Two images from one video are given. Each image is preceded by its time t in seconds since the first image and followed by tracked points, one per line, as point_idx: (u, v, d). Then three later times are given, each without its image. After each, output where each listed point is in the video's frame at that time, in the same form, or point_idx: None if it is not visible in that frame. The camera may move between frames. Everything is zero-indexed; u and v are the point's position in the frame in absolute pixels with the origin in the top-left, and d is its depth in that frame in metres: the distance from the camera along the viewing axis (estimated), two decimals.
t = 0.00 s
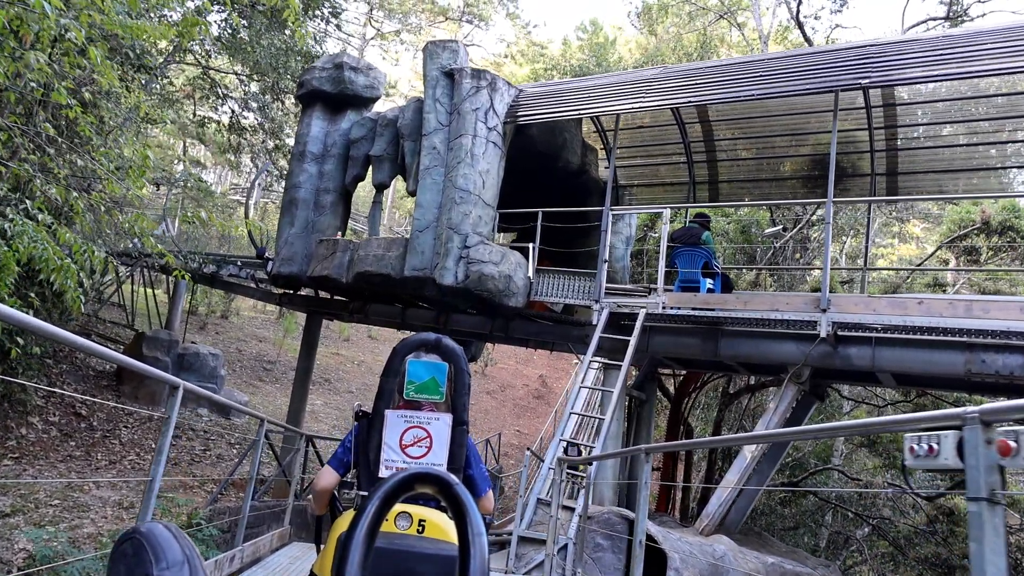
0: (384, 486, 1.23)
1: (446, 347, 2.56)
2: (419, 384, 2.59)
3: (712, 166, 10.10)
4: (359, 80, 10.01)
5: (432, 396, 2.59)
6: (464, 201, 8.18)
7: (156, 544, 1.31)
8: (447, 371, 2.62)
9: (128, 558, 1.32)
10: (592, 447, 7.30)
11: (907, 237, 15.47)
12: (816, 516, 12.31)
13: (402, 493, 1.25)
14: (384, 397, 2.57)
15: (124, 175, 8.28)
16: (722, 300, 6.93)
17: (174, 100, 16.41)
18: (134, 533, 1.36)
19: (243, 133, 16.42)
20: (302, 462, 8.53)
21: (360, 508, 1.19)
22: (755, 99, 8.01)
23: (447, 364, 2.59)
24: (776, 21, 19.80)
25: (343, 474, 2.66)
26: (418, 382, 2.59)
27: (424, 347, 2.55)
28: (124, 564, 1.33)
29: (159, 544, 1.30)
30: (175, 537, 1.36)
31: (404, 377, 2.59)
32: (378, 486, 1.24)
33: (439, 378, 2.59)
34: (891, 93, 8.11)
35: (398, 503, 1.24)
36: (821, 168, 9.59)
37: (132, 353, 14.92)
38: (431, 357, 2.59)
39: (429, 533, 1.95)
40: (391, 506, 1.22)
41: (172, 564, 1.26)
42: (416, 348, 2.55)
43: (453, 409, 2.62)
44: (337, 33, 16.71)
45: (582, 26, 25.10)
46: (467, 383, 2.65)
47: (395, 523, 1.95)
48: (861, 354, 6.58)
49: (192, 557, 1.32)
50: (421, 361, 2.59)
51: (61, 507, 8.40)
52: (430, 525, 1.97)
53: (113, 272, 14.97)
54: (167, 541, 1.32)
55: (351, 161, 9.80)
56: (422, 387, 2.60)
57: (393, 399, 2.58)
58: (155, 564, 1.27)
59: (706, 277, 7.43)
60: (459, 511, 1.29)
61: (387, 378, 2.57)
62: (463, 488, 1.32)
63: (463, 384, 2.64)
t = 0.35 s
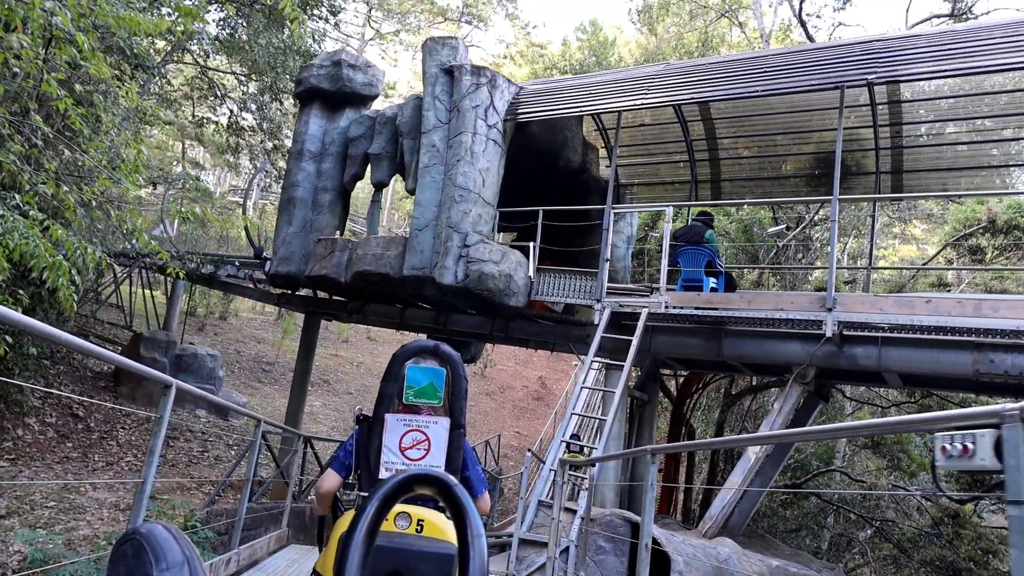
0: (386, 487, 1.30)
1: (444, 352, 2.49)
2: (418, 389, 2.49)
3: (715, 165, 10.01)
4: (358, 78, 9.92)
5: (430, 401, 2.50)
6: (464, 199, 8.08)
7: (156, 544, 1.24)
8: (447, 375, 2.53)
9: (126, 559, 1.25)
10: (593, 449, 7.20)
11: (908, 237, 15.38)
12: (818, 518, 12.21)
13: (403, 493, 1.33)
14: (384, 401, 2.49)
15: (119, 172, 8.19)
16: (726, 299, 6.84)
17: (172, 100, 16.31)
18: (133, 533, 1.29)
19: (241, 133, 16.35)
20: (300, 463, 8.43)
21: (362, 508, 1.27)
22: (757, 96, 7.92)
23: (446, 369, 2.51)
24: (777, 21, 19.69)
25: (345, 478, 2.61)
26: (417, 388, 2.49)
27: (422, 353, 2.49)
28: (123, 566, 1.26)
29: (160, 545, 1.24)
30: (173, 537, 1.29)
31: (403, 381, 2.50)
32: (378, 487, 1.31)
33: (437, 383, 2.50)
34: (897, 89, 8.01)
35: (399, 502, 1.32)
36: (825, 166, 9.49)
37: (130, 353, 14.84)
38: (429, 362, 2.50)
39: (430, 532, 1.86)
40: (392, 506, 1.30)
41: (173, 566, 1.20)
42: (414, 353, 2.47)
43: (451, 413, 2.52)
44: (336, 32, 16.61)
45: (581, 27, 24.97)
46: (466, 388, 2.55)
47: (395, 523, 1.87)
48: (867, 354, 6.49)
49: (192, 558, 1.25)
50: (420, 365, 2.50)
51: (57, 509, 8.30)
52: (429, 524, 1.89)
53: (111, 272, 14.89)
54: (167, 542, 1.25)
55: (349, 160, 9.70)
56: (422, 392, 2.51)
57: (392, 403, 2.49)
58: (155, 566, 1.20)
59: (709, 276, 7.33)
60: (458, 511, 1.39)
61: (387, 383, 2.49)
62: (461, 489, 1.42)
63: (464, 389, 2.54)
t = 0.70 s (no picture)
0: (384, 490, 1.42)
1: (441, 360, 2.55)
2: (416, 395, 2.60)
3: (717, 163, 9.91)
4: (356, 75, 9.82)
5: (428, 406, 2.59)
6: (464, 197, 7.98)
7: (156, 546, 1.26)
8: (444, 382, 2.63)
9: (127, 561, 1.26)
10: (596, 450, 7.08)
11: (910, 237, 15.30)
12: (821, 520, 12.10)
13: (401, 495, 1.45)
14: (384, 407, 2.60)
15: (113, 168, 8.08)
16: (730, 298, 6.73)
17: (169, 100, 16.17)
18: (133, 536, 1.30)
19: (240, 133, 16.25)
20: (298, 464, 8.31)
21: (363, 510, 1.39)
22: (760, 92, 7.81)
23: (444, 376, 2.60)
24: (777, 20, 19.57)
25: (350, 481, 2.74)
26: (415, 394, 2.61)
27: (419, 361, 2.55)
28: (123, 567, 1.27)
29: (159, 547, 1.26)
30: (173, 540, 1.31)
31: (403, 388, 2.61)
32: (379, 488, 1.44)
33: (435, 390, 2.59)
34: (903, 84, 7.90)
35: (398, 503, 1.44)
36: (829, 164, 9.39)
37: (127, 355, 14.71)
38: (428, 369, 2.61)
39: (427, 531, 1.88)
40: (390, 506, 1.42)
41: (173, 568, 1.21)
42: (412, 361, 2.54)
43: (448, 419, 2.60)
44: (334, 31, 16.48)
45: (581, 27, 24.85)
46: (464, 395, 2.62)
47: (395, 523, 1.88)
48: (874, 354, 6.39)
49: (192, 561, 1.26)
50: (419, 372, 2.61)
51: (52, 511, 8.19)
52: (427, 524, 1.89)
53: (108, 273, 14.76)
54: (167, 544, 1.27)
55: (347, 158, 9.59)
56: (420, 398, 2.61)
57: (392, 408, 2.61)
58: (155, 567, 1.21)
59: (712, 275, 7.22)
60: (458, 512, 1.49)
61: (387, 389, 2.59)
62: (461, 491, 1.52)
63: (460, 395, 2.62)
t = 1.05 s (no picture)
0: (385, 492, 1.39)
1: (440, 368, 2.80)
2: (415, 401, 2.80)
3: (720, 161, 9.81)
4: (354, 72, 9.72)
5: (427, 412, 2.79)
6: (464, 195, 7.87)
7: (155, 549, 1.17)
8: (441, 388, 2.84)
9: (126, 564, 1.17)
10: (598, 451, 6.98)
11: (914, 236, 15.19)
12: (824, 522, 12.00)
13: (401, 497, 1.42)
14: (384, 413, 2.79)
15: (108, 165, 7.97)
16: (735, 297, 6.65)
17: (166, 99, 16.04)
18: (134, 538, 1.22)
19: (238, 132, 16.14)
20: (296, 466, 8.21)
21: (362, 512, 1.36)
22: (765, 87, 7.70)
23: (441, 384, 2.83)
24: (778, 20, 19.46)
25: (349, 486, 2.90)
26: (414, 401, 2.80)
27: (419, 368, 2.78)
28: (122, 571, 1.18)
29: (158, 550, 1.16)
30: (172, 541, 1.22)
31: (402, 396, 2.80)
32: (378, 491, 1.41)
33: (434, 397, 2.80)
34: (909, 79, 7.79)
35: (398, 505, 1.41)
36: (834, 162, 9.29)
37: (124, 355, 14.58)
38: (428, 376, 2.83)
39: (426, 531, 1.88)
40: (390, 508, 1.39)
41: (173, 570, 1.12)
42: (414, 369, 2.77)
43: (446, 424, 2.82)
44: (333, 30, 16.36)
45: (580, 28, 24.74)
46: (458, 401, 2.89)
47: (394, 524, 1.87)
48: (881, 353, 6.28)
49: (191, 563, 1.16)
50: (419, 380, 2.82)
51: (47, 514, 8.07)
52: (426, 525, 1.90)
53: (105, 273, 14.64)
54: (166, 546, 1.18)
55: (345, 156, 9.48)
56: (419, 405, 2.80)
57: (392, 414, 2.79)
58: (154, 570, 1.12)
59: (717, 273, 7.11)
60: (457, 515, 1.52)
61: (388, 395, 2.79)
62: (460, 494, 1.54)
63: (457, 401, 2.86)
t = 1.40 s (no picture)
0: (383, 494, 1.47)
1: (439, 376, 3.04)
2: (414, 407, 2.99)
3: (723, 160, 9.72)
4: (354, 69, 9.62)
5: (426, 417, 2.99)
6: (464, 192, 7.77)
7: (158, 550, 1.46)
8: (439, 396, 3.04)
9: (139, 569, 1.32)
10: (601, 453, 6.87)
11: (917, 236, 15.10)
12: (827, 524, 11.91)
13: (399, 498, 1.50)
14: (385, 418, 2.99)
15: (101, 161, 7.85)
16: (740, 295, 6.55)
17: (164, 98, 15.90)
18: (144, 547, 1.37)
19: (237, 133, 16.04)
20: (294, 467, 8.10)
21: (361, 514, 1.43)
22: (769, 82, 7.59)
23: (440, 391, 3.05)
24: (780, 19, 19.34)
25: (349, 491, 3.07)
26: (414, 407, 3.00)
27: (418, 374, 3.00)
28: None
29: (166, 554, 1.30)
30: (172, 544, 1.50)
31: (402, 401, 3.01)
32: (378, 492, 1.49)
33: (433, 402, 3.01)
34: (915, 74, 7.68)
35: (397, 506, 1.49)
36: (838, 159, 9.19)
37: (120, 356, 14.45)
38: (427, 384, 3.03)
39: (425, 532, 1.86)
40: (388, 510, 1.46)
41: (170, 571, 1.39)
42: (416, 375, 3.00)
43: (443, 429, 3.02)
44: (331, 28, 16.23)
45: (581, 28, 24.62)
46: (456, 408, 3.07)
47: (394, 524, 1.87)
48: (889, 353, 6.17)
49: (187, 563, 1.45)
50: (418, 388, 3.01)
51: (41, 516, 7.95)
52: (426, 526, 1.87)
53: (102, 273, 14.51)
54: (166, 548, 1.47)
55: (344, 154, 9.37)
56: (418, 410, 3.01)
57: (393, 419, 2.99)
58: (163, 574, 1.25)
59: (721, 271, 7.00)
60: (455, 515, 1.58)
61: (389, 402, 2.98)
62: (459, 495, 1.61)
63: (453, 407, 3.06)
